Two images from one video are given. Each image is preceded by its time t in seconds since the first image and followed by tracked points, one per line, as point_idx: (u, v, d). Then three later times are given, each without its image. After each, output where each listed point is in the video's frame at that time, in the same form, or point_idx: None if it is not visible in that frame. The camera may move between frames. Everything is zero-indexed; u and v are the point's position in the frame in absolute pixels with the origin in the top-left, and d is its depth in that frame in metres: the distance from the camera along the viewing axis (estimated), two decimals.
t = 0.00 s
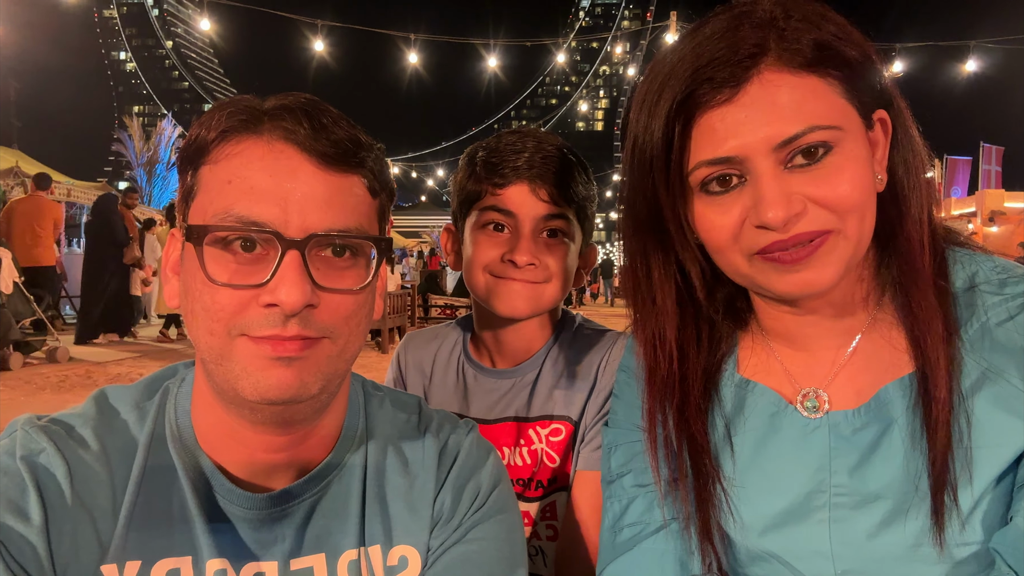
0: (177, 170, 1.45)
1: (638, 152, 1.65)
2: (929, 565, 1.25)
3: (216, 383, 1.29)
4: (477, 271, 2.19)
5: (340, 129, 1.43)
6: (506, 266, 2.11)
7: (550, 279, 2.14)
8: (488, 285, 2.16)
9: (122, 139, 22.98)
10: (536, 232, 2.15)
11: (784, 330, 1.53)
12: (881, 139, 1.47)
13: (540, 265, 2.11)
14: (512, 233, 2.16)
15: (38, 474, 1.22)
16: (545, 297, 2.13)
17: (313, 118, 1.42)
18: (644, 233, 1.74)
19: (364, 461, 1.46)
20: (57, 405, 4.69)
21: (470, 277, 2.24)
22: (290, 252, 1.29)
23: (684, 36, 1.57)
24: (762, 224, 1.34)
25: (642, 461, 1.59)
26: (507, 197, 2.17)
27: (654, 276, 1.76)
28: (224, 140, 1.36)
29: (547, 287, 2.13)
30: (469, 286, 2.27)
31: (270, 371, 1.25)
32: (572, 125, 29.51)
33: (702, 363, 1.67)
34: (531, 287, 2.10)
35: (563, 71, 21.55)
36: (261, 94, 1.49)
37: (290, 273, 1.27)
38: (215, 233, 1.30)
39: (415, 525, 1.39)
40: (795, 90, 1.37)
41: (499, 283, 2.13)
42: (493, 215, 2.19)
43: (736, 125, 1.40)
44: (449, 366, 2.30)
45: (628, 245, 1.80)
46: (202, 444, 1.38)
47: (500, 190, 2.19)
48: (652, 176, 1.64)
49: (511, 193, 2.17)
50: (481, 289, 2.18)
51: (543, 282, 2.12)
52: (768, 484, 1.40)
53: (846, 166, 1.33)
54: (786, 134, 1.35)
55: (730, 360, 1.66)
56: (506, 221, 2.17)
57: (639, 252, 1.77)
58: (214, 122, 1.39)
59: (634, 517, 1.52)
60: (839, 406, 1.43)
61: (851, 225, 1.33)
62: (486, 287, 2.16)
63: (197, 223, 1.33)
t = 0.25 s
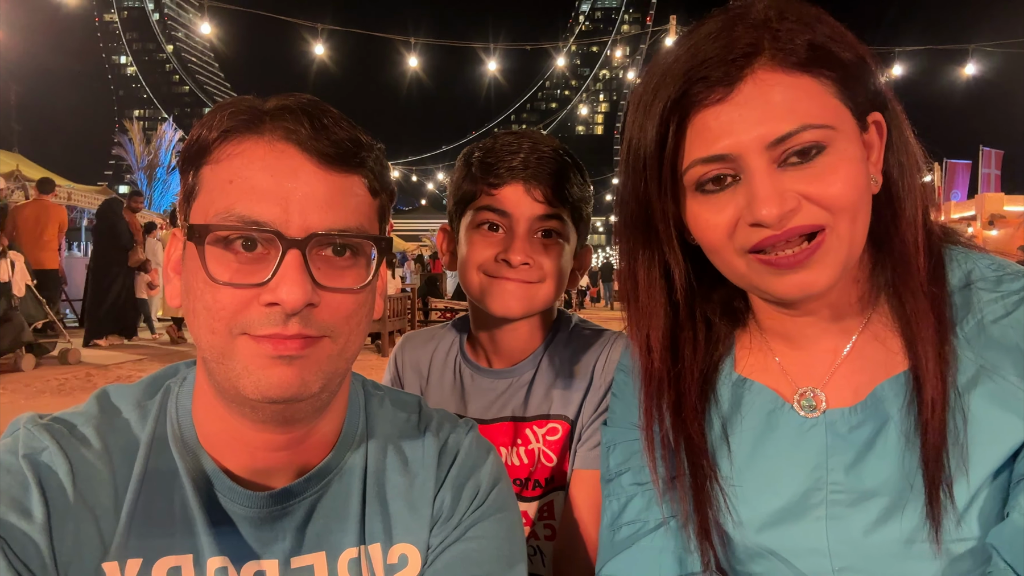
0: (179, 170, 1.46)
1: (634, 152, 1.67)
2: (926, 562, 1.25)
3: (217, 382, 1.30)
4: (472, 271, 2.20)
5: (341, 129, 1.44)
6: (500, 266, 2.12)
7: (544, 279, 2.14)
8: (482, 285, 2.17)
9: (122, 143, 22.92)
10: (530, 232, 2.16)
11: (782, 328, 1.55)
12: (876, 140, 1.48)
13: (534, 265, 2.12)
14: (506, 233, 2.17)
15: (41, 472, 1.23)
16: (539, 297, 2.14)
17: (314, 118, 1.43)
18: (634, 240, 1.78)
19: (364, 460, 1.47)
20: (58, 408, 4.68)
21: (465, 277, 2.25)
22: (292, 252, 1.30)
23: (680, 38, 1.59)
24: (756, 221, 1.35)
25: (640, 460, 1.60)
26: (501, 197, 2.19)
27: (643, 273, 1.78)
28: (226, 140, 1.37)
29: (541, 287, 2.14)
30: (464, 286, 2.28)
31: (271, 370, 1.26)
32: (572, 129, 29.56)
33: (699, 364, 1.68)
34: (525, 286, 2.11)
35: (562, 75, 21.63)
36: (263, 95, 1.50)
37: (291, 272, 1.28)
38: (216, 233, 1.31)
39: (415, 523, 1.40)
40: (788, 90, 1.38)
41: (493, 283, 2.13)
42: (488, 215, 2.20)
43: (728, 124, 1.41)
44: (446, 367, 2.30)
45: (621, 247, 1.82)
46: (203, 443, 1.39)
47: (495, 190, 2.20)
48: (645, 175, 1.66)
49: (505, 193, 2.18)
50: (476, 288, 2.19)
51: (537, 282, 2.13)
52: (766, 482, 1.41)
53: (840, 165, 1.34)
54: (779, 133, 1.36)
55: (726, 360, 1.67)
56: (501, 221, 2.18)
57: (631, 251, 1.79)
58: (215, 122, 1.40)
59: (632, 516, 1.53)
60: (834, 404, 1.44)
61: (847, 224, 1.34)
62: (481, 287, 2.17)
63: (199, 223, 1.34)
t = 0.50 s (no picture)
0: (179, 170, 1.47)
1: (637, 141, 1.69)
2: (917, 556, 1.25)
3: (216, 381, 1.30)
4: (465, 273, 2.21)
5: (339, 130, 1.45)
6: (493, 267, 2.14)
7: (537, 280, 2.15)
8: (475, 286, 2.18)
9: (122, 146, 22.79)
10: (522, 234, 2.17)
11: (773, 326, 1.55)
12: (876, 145, 1.49)
13: (526, 266, 2.13)
14: (499, 235, 2.18)
15: (41, 471, 1.23)
16: (532, 298, 2.15)
17: (313, 118, 1.44)
18: (634, 221, 1.77)
19: (362, 458, 1.48)
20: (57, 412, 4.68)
21: (458, 278, 2.26)
22: (290, 251, 1.31)
23: (691, 29, 1.61)
24: (753, 214, 1.37)
25: (631, 455, 1.60)
26: (494, 199, 2.20)
27: (640, 262, 1.79)
28: (226, 141, 1.38)
29: (534, 288, 2.15)
30: (458, 287, 2.29)
31: (270, 368, 1.27)
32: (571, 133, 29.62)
33: (688, 356, 1.68)
34: (518, 287, 2.12)
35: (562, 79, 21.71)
36: (263, 95, 1.51)
37: (290, 271, 1.29)
38: (215, 232, 1.32)
39: (413, 522, 1.41)
40: (793, 85, 1.39)
41: (486, 284, 2.14)
42: (480, 217, 2.21)
43: (731, 113, 1.42)
44: (441, 368, 2.31)
45: (620, 224, 1.83)
46: (202, 442, 1.40)
47: (487, 192, 2.21)
48: (647, 163, 1.67)
49: (497, 195, 2.19)
50: (469, 290, 2.20)
51: (530, 283, 2.14)
52: (756, 477, 1.41)
53: (837, 166, 1.35)
54: (781, 126, 1.37)
55: (717, 354, 1.68)
56: (494, 223, 2.19)
57: (629, 235, 1.81)
58: (215, 123, 1.41)
59: (626, 512, 1.53)
60: (824, 400, 1.44)
61: (841, 223, 1.35)
62: (474, 289, 2.18)
63: (198, 223, 1.35)
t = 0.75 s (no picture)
0: (184, 172, 1.48)
1: (635, 147, 1.69)
2: (918, 555, 1.26)
3: (220, 381, 1.31)
4: (463, 277, 2.22)
5: (343, 131, 1.47)
6: (491, 271, 2.14)
7: (535, 283, 2.17)
8: (474, 290, 2.18)
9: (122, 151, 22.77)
10: (520, 237, 2.18)
11: (773, 326, 1.56)
12: (872, 146, 1.50)
13: (524, 269, 2.14)
14: (497, 238, 2.19)
15: (46, 470, 1.24)
16: (531, 301, 2.16)
17: (317, 120, 1.45)
18: (632, 225, 1.78)
19: (366, 459, 1.49)
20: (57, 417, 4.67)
21: (456, 282, 2.27)
22: (294, 252, 1.32)
23: (684, 36, 1.61)
24: (748, 221, 1.38)
25: (635, 455, 1.60)
26: (491, 203, 2.20)
27: (641, 266, 1.80)
28: (230, 143, 1.39)
29: (533, 290, 2.16)
30: (456, 290, 2.30)
31: (274, 368, 1.28)
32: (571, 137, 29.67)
33: (690, 357, 1.71)
34: (516, 290, 2.13)
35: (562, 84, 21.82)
36: (266, 97, 1.52)
37: (294, 272, 1.30)
38: (220, 233, 1.33)
39: (415, 522, 1.41)
40: (787, 93, 1.40)
41: (484, 288, 2.15)
42: (478, 221, 2.22)
43: (726, 122, 1.43)
44: (440, 370, 2.32)
45: (620, 226, 1.83)
46: (206, 442, 1.41)
47: (484, 197, 2.22)
48: (645, 169, 1.67)
49: (494, 200, 2.20)
50: (467, 293, 2.21)
51: (529, 286, 2.15)
52: (758, 477, 1.42)
53: (833, 170, 1.36)
54: (777, 134, 1.38)
55: (719, 354, 1.70)
56: (491, 227, 2.20)
57: (626, 245, 1.82)
58: (220, 125, 1.42)
59: (629, 513, 1.53)
60: (826, 402, 1.44)
61: (841, 224, 1.36)
62: (472, 292, 2.19)
63: (203, 224, 1.36)
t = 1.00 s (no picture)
0: (189, 176, 1.49)
1: (637, 151, 1.71)
2: (923, 557, 1.26)
3: (224, 383, 1.32)
4: (464, 278, 2.22)
5: (347, 135, 1.48)
6: (492, 272, 2.15)
7: (537, 284, 2.17)
8: (475, 292, 2.19)
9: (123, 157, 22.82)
10: (521, 238, 2.18)
11: (775, 328, 1.56)
12: (873, 147, 1.51)
13: (525, 271, 2.14)
14: (498, 240, 2.20)
15: (50, 473, 1.24)
16: (532, 302, 2.17)
17: (322, 124, 1.46)
18: (638, 226, 1.79)
19: (369, 461, 1.49)
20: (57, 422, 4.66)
21: (457, 284, 2.28)
22: (299, 255, 1.32)
23: (684, 41, 1.62)
24: (751, 222, 1.38)
25: (638, 459, 1.61)
26: (492, 204, 2.21)
27: (649, 268, 1.80)
28: (235, 146, 1.39)
29: (534, 292, 2.17)
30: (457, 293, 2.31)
31: (278, 371, 1.28)
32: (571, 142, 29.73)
33: (695, 359, 1.71)
34: (518, 292, 2.14)
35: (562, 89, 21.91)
36: (271, 101, 1.53)
37: (298, 274, 1.30)
38: (225, 237, 1.33)
39: (418, 524, 1.42)
40: (788, 95, 1.41)
41: (485, 289, 2.16)
42: (479, 223, 2.22)
43: (728, 124, 1.44)
44: (442, 373, 2.33)
45: (625, 232, 1.85)
46: (210, 444, 1.42)
47: (485, 198, 2.23)
48: (648, 172, 1.69)
49: (495, 201, 2.21)
50: (469, 296, 2.21)
51: (530, 287, 2.16)
52: (761, 479, 1.42)
53: (835, 170, 1.37)
54: (779, 135, 1.39)
55: (721, 358, 1.70)
56: (493, 229, 2.21)
57: (634, 241, 1.83)
58: (225, 129, 1.43)
59: (632, 515, 1.53)
60: (829, 404, 1.45)
61: (844, 226, 1.37)
62: (474, 294, 2.19)
63: (207, 227, 1.37)
